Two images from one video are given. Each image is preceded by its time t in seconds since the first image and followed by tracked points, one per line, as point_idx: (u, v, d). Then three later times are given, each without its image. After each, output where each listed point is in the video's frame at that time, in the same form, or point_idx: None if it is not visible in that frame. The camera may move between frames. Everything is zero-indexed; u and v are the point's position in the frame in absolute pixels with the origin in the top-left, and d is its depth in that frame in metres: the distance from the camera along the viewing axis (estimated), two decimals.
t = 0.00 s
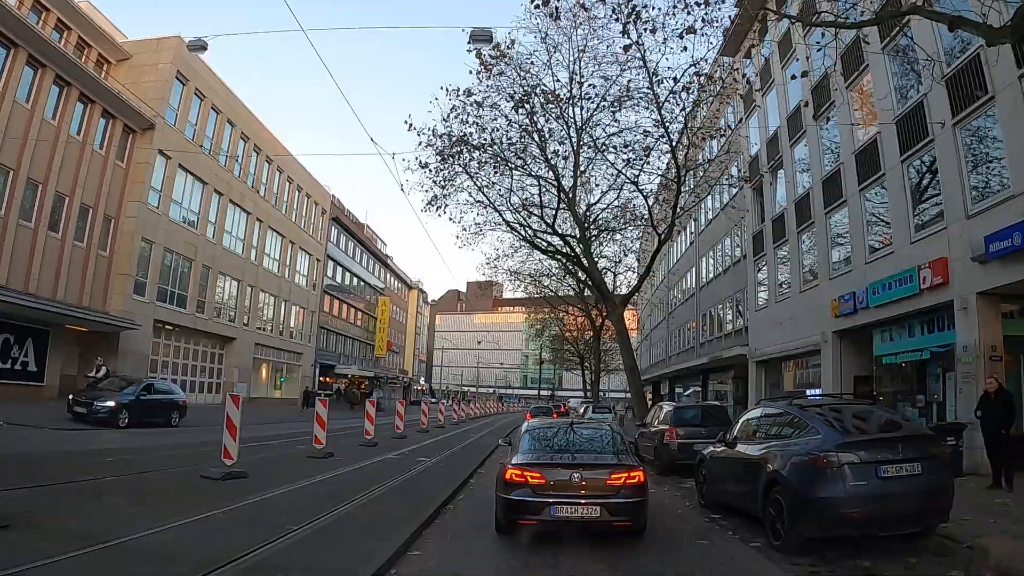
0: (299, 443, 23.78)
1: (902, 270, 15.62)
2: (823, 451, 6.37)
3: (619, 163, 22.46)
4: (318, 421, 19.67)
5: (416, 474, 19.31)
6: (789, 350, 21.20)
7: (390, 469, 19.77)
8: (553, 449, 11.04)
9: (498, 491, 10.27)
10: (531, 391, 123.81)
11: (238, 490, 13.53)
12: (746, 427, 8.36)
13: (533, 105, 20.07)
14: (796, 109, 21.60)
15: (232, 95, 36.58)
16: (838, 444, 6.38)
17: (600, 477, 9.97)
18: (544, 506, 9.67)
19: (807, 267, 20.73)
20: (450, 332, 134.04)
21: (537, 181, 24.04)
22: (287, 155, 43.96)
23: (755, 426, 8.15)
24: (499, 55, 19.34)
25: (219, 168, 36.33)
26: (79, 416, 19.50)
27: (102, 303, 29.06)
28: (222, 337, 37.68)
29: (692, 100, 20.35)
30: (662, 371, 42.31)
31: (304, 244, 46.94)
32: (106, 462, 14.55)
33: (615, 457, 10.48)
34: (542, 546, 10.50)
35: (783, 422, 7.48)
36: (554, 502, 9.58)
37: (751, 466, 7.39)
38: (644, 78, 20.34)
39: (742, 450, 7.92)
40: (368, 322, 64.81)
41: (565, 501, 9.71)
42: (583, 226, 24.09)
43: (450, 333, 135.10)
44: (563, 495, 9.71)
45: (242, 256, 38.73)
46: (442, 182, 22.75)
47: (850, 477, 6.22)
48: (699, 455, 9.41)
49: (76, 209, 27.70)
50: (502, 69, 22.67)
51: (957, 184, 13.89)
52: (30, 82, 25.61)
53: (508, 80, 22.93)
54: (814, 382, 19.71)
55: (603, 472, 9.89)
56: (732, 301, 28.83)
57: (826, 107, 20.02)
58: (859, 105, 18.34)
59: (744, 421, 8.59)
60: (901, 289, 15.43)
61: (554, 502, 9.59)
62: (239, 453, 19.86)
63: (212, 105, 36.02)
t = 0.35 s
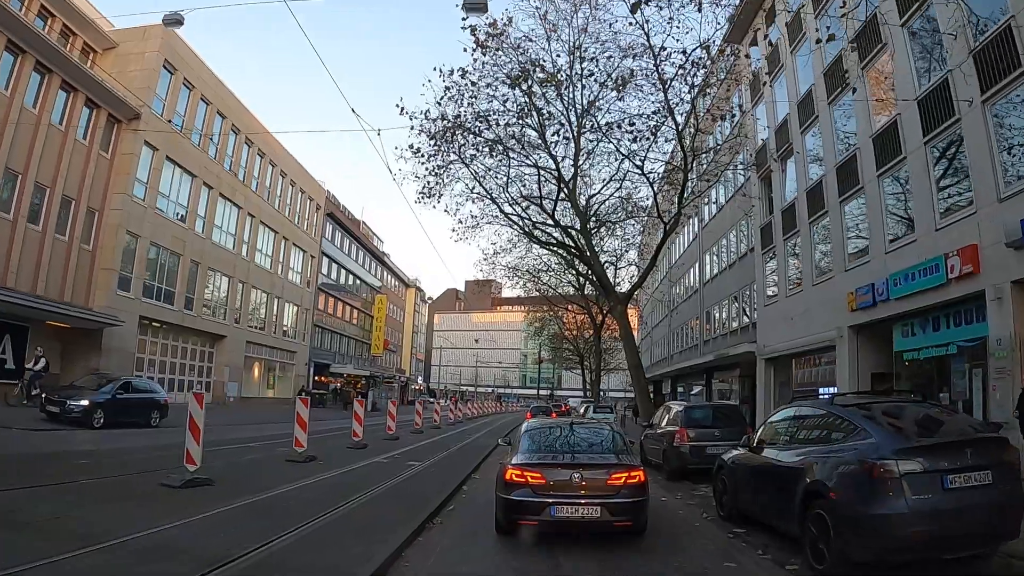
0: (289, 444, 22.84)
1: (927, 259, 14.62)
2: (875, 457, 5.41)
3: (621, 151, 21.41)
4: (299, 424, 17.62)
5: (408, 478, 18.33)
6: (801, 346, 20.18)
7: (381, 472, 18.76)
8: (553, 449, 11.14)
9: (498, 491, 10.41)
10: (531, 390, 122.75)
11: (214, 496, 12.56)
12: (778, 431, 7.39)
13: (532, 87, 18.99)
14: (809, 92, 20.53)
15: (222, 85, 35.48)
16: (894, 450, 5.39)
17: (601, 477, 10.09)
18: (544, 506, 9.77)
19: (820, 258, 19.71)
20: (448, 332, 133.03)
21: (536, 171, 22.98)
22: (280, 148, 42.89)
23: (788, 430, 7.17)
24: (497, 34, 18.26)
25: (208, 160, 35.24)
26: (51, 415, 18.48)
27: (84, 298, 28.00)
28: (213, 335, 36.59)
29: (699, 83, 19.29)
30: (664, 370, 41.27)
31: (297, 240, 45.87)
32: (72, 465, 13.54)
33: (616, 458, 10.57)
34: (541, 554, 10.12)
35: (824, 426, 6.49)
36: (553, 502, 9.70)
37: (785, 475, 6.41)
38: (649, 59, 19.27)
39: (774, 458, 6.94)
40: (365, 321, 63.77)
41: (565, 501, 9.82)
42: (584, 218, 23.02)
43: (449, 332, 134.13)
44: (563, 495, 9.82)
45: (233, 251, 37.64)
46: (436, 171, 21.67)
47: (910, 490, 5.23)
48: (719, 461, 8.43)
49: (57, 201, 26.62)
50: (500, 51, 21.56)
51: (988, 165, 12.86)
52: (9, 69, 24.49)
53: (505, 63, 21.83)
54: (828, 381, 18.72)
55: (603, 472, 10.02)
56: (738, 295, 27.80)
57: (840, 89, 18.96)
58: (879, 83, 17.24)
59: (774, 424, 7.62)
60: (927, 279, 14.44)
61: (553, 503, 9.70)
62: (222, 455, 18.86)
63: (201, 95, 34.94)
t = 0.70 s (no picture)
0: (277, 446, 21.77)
1: (955, 249, 13.61)
2: (961, 469, 4.60)
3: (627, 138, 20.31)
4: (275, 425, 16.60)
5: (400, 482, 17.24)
6: (815, 344, 19.11)
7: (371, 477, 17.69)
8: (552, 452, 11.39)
9: (499, 491, 10.61)
10: (529, 391, 121.78)
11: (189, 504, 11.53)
12: (817, 435, 6.56)
13: (532, 68, 17.87)
14: (824, 77, 19.49)
15: (212, 75, 34.36)
16: (983, 460, 4.59)
17: (602, 478, 10.30)
18: (545, 507, 9.96)
19: (836, 250, 18.66)
20: (447, 331, 131.96)
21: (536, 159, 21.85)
22: (273, 141, 41.84)
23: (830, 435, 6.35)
24: (495, 10, 17.14)
25: (198, 151, 34.12)
26: (21, 413, 17.43)
27: (65, 292, 26.86)
28: (202, 332, 35.46)
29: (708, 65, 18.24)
30: (666, 370, 40.14)
31: (291, 236, 44.76)
32: (34, 467, 12.53)
33: (615, 459, 10.85)
34: (543, 562, 9.54)
35: (879, 431, 5.69)
36: (553, 502, 9.91)
37: (837, 486, 5.56)
38: (657, 39, 18.17)
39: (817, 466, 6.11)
40: (361, 319, 62.68)
41: (566, 501, 10.00)
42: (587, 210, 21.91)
43: (447, 332, 132.93)
44: (564, 495, 10.01)
45: (223, 246, 36.51)
46: (432, 158, 20.52)
47: (1006, 508, 4.40)
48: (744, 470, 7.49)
49: (37, 191, 25.50)
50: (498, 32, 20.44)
51: None
52: None
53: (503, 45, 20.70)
54: (844, 380, 17.74)
55: (604, 473, 10.25)
56: (746, 292, 26.69)
57: (857, 71, 17.88)
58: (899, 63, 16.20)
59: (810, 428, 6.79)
60: (957, 269, 13.36)
61: (553, 503, 9.90)
62: (204, 457, 17.83)
63: (190, 85, 33.83)
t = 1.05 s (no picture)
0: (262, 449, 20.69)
1: (990, 233, 12.49)
2: None
3: (631, 122, 19.12)
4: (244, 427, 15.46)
5: (387, 490, 16.09)
6: (832, 340, 17.94)
7: (357, 483, 16.55)
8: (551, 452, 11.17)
9: (498, 491, 10.31)
10: (528, 391, 120.61)
11: (150, 517, 10.29)
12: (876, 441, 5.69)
13: (532, 43, 16.65)
14: (840, 55, 18.35)
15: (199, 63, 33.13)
16: None
17: (602, 478, 9.99)
18: (544, 507, 9.65)
19: (855, 240, 17.51)
20: (445, 331, 130.72)
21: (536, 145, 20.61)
22: (264, 134, 40.65)
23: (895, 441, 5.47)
24: None
25: (184, 142, 32.91)
26: None
27: (42, 286, 25.64)
28: (190, 329, 34.24)
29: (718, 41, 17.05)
30: (668, 369, 39.00)
31: (284, 231, 43.58)
32: None
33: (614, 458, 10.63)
34: None
35: (965, 437, 4.84)
36: (554, 503, 9.63)
37: (927, 509, 4.58)
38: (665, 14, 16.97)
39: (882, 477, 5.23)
40: (356, 318, 61.49)
41: (566, 502, 9.70)
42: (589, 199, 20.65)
43: (445, 331, 131.74)
44: (563, 496, 9.70)
45: (211, 241, 35.32)
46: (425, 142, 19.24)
47: None
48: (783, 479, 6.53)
49: (13, 180, 24.28)
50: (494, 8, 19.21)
51: None
52: None
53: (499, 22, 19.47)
54: (865, 380, 16.69)
55: (604, 473, 9.93)
56: (755, 286, 25.52)
57: (876, 47, 16.76)
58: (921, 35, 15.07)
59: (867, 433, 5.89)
60: (996, 254, 12.19)
61: (554, 503, 9.63)
62: (180, 459, 16.67)
63: (176, 73, 32.60)
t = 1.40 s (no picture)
0: (246, 453, 19.62)
1: None
2: None
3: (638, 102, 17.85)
4: (202, 431, 14.46)
5: (374, 497, 14.99)
6: (853, 335, 16.74)
7: (342, 490, 15.41)
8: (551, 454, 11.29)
9: (498, 492, 10.33)
10: (528, 391, 119.53)
11: (153, 517, 11.88)
12: (963, 451, 4.57)
13: (535, 14, 15.37)
14: (862, 30, 17.14)
15: (185, 48, 31.82)
16: None
17: (604, 479, 10.02)
18: (546, 509, 9.65)
19: (878, 228, 16.31)
20: (443, 330, 129.71)
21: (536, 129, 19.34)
22: (254, 124, 39.38)
23: (993, 450, 4.34)
24: None
25: (169, 130, 31.64)
26: None
27: (17, 279, 24.38)
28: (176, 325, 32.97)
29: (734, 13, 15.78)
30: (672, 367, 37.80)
31: (276, 225, 42.36)
32: None
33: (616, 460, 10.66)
34: None
35: None
36: (553, 504, 9.67)
37: None
38: None
39: (990, 492, 3.97)
40: (353, 315, 60.32)
41: (567, 503, 9.74)
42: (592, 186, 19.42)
43: (444, 330, 130.58)
44: (564, 497, 9.73)
45: (198, 233, 34.08)
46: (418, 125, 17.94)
47: None
48: (854, 495, 5.23)
49: None
50: None
51: None
52: None
53: None
54: (892, 378, 15.56)
55: (606, 474, 9.96)
56: (765, 280, 24.31)
57: (902, 19, 15.53)
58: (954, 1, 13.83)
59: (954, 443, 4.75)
60: None
61: (554, 504, 9.66)
62: (151, 463, 15.54)
63: (162, 59, 31.30)
